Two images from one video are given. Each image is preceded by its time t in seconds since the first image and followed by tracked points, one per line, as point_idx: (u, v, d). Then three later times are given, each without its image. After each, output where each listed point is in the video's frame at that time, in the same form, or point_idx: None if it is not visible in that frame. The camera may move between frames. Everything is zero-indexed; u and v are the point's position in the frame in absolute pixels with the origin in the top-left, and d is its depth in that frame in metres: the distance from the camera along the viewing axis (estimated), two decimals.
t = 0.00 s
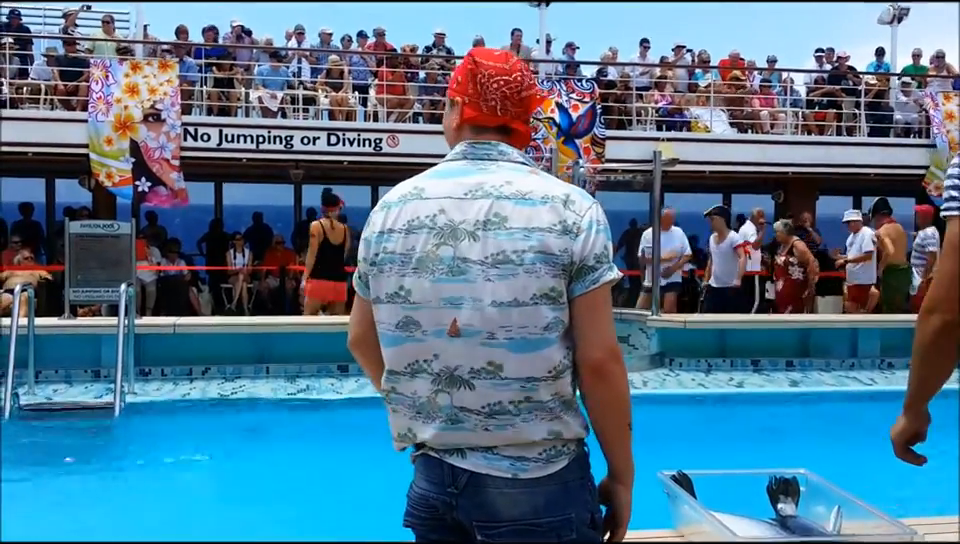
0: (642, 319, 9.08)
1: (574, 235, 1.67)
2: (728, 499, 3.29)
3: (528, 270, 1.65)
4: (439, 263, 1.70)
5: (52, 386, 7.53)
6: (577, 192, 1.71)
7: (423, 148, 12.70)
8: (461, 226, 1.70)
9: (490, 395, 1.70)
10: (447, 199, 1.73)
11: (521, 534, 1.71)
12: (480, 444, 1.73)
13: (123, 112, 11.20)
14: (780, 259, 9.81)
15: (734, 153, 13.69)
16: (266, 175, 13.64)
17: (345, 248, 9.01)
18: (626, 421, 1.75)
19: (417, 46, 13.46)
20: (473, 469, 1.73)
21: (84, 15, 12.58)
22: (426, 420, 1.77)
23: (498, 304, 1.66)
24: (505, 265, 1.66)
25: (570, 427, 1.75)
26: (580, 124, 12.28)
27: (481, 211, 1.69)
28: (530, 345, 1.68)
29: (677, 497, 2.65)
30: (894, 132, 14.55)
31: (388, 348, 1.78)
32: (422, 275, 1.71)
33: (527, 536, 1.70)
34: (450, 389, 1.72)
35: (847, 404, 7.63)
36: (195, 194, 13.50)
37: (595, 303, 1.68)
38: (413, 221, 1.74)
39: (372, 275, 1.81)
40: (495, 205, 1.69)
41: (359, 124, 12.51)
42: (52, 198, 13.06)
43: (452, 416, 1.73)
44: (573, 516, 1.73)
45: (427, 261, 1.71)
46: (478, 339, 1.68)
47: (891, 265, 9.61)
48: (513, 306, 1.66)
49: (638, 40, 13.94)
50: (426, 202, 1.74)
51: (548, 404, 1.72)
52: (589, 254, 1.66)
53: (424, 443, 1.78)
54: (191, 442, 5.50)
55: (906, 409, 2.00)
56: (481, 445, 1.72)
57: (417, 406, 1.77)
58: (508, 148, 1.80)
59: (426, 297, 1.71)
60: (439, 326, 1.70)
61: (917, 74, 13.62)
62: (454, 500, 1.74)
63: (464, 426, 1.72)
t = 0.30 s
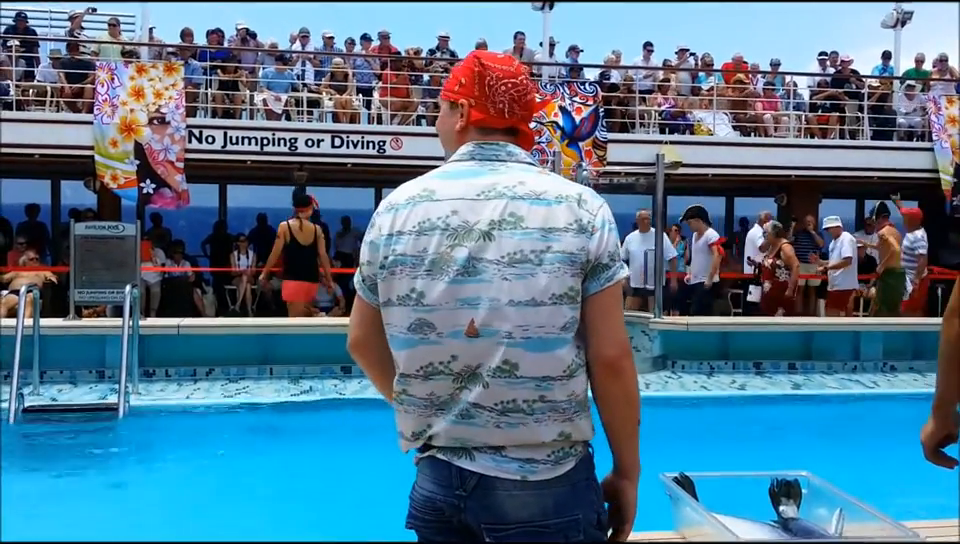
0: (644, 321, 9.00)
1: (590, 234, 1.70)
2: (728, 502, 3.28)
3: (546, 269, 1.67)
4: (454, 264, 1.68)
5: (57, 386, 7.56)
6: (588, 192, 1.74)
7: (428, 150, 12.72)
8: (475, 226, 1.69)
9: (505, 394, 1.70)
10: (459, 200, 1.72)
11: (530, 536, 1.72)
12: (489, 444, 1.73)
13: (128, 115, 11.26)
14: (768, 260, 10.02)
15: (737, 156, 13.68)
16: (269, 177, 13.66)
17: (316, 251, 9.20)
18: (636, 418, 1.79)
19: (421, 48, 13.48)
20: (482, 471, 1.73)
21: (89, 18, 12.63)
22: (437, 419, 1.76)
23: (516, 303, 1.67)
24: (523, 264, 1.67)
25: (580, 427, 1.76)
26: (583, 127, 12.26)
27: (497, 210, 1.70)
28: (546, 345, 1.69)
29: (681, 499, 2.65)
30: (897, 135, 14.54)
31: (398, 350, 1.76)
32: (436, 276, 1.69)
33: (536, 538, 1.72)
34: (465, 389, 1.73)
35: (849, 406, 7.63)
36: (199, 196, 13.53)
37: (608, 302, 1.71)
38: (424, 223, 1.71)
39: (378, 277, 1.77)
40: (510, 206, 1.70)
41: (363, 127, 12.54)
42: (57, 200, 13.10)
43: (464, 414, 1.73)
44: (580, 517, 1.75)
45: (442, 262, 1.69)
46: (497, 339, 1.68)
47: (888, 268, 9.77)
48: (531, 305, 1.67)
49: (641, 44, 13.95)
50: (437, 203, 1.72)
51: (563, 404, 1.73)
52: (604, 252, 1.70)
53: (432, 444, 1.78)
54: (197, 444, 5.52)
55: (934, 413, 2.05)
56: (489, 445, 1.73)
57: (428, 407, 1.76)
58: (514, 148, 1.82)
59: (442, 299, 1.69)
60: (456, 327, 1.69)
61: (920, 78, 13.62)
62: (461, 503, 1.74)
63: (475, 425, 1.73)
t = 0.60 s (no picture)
0: (648, 323, 9.02)
1: (600, 234, 1.72)
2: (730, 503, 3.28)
3: (559, 269, 1.68)
4: (467, 266, 1.68)
5: (60, 388, 7.57)
6: (596, 192, 1.76)
7: (430, 152, 12.72)
8: (488, 227, 1.69)
9: (517, 395, 1.71)
10: (470, 202, 1.71)
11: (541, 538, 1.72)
12: (498, 446, 1.72)
13: (131, 116, 11.25)
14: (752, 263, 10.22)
15: (740, 158, 13.65)
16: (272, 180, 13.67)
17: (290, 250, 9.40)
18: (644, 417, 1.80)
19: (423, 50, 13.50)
20: (492, 474, 1.73)
21: (92, 20, 12.66)
22: (447, 421, 1.76)
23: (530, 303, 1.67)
24: (536, 263, 1.67)
25: (589, 428, 1.77)
26: (585, 129, 12.27)
27: (510, 211, 1.70)
28: (558, 345, 1.70)
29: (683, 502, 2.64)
30: (900, 137, 14.54)
31: (409, 354, 1.75)
32: (449, 278, 1.69)
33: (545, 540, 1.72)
34: (477, 389, 1.73)
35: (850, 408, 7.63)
36: (202, 198, 13.54)
37: (618, 301, 1.73)
38: (434, 225, 1.70)
39: (386, 280, 1.76)
40: (522, 206, 1.70)
41: (366, 129, 12.55)
42: (60, 202, 13.12)
43: (475, 415, 1.73)
44: (588, 519, 1.76)
45: (455, 264, 1.68)
46: (511, 339, 1.69)
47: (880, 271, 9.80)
48: (545, 306, 1.67)
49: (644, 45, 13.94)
50: (447, 205, 1.71)
51: (573, 405, 1.73)
52: (614, 252, 1.72)
53: (440, 446, 1.77)
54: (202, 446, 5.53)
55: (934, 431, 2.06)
56: (499, 447, 1.73)
57: (439, 408, 1.76)
58: (519, 149, 1.82)
59: (455, 301, 1.69)
60: (470, 328, 1.69)
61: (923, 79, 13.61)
62: (470, 505, 1.74)
63: (486, 425, 1.72)
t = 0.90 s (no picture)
0: (649, 324, 9.04)
1: (599, 236, 1.71)
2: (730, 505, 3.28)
3: (557, 272, 1.67)
4: (465, 268, 1.69)
5: (62, 389, 7.57)
6: (597, 194, 1.75)
7: (431, 153, 12.70)
8: (486, 230, 1.69)
9: (516, 397, 1.70)
10: (469, 204, 1.71)
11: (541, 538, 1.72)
12: (499, 448, 1.73)
13: (132, 117, 11.27)
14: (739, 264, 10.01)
15: (741, 160, 13.64)
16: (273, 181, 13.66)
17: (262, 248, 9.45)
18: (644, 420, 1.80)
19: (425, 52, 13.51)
20: (493, 475, 1.73)
21: (94, 21, 12.67)
22: (447, 423, 1.76)
23: (527, 306, 1.67)
24: (534, 267, 1.67)
25: (589, 430, 1.77)
26: (586, 131, 12.30)
27: (508, 213, 1.70)
28: (557, 348, 1.69)
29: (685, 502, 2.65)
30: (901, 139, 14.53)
31: (408, 355, 1.76)
32: (447, 281, 1.70)
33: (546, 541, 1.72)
34: (476, 392, 1.73)
35: (851, 409, 7.62)
36: (203, 199, 13.55)
37: (619, 303, 1.72)
38: (434, 227, 1.71)
39: (386, 282, 1.76)
40: (520, 208, 1.70)
41: (367, 130, 12.53)
42: (62, 203, 13.13)
43: (474, 418, 1.73)
44: (589, 520, 1.76)
45: (453, 267, 1.69)
46: (509, 342, 1.69)
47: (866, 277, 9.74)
48: (542, 308, 1.67)
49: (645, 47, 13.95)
50: (447, 207, 1.72)
51: (574, 407, 1.73)
52: (613, 254, 1.71)
53: (441, 447, 1.78)
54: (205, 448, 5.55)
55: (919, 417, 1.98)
56: (500, 449, 1.73)
57: (438, 410, 1.77)
58: (521, 151, 1.81)
59: (453, 303, 1.70)
60: (467, 331, 1.70)
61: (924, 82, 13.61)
62: (471, 505, 1.74)
63: (486, 428, 1.72)
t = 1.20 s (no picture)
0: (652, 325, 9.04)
1: (592, 241, 1.69)
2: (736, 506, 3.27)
3: (548, 276, 1.67)
4: (457, 271, 1.70)
5: (66, 391, 7.57)
6: (595, 198, 1.73)
7: (435, 155, 12.70)
8: (479, 233, 1.70)
9: (509, 401, 1.71)
10: (465, 207, 1.73)
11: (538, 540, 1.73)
12: (496, 451, 1.73)
13: (135, 118, 11.30)
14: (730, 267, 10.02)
15: (745, 161, 13.64)
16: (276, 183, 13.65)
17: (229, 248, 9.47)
18: (642, 426, 1.78)
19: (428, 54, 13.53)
20: (490, 476, 1.74)
21: (98, 23, 12.70)
22: (444, 424, 1.78)
23: (517, 310, 1.68)
24: (525, 271, 1.67)
25: (585, 433, 1.77)
26: (589, 133, 12.32)
27: (501, 217, 1.70)
28: (549, 352, 1.69)
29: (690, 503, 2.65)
30: (903, 141, 14.52)
31: (406, 355, 1.79)
32: (441, 282, 1.72)
33: None
34: (469, 395, 1.74)
35: (856, 410, 7.60)
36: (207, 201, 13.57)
37: (614, 308, 1.70)
38: (430, 230, 1.74)
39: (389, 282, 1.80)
40: (514, 212, 1.70)
41: (371, 132, 12.54)
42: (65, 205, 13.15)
43: (470, 422, 1.74)
44: (588, 523, 1.76)
45: (446, 269, 1.71)
46: (500, 345, 1.69)
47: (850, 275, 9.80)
48: (533, 312, 1.67)
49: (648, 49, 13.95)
50: (444, 210, 1.74)
51: (568, 411, 1.74)
52: (606, 259, 1.69)
53: (440, 448, 1.79)
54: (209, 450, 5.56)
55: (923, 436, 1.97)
56: (497, 452, 1.74)
57: (434, 411, 1.78)
58: (523, 154, 1.82)
59: (446, 305, 1.71)
60: (459, 332, 1.71)
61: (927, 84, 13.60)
62: (468, 505, 1.76)
63: (481, 432, 1.73)
